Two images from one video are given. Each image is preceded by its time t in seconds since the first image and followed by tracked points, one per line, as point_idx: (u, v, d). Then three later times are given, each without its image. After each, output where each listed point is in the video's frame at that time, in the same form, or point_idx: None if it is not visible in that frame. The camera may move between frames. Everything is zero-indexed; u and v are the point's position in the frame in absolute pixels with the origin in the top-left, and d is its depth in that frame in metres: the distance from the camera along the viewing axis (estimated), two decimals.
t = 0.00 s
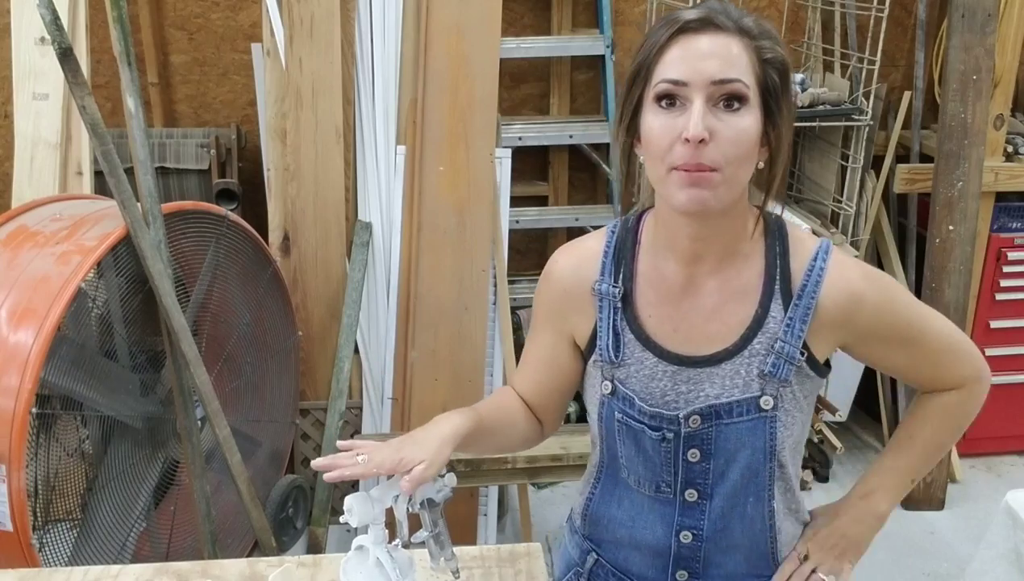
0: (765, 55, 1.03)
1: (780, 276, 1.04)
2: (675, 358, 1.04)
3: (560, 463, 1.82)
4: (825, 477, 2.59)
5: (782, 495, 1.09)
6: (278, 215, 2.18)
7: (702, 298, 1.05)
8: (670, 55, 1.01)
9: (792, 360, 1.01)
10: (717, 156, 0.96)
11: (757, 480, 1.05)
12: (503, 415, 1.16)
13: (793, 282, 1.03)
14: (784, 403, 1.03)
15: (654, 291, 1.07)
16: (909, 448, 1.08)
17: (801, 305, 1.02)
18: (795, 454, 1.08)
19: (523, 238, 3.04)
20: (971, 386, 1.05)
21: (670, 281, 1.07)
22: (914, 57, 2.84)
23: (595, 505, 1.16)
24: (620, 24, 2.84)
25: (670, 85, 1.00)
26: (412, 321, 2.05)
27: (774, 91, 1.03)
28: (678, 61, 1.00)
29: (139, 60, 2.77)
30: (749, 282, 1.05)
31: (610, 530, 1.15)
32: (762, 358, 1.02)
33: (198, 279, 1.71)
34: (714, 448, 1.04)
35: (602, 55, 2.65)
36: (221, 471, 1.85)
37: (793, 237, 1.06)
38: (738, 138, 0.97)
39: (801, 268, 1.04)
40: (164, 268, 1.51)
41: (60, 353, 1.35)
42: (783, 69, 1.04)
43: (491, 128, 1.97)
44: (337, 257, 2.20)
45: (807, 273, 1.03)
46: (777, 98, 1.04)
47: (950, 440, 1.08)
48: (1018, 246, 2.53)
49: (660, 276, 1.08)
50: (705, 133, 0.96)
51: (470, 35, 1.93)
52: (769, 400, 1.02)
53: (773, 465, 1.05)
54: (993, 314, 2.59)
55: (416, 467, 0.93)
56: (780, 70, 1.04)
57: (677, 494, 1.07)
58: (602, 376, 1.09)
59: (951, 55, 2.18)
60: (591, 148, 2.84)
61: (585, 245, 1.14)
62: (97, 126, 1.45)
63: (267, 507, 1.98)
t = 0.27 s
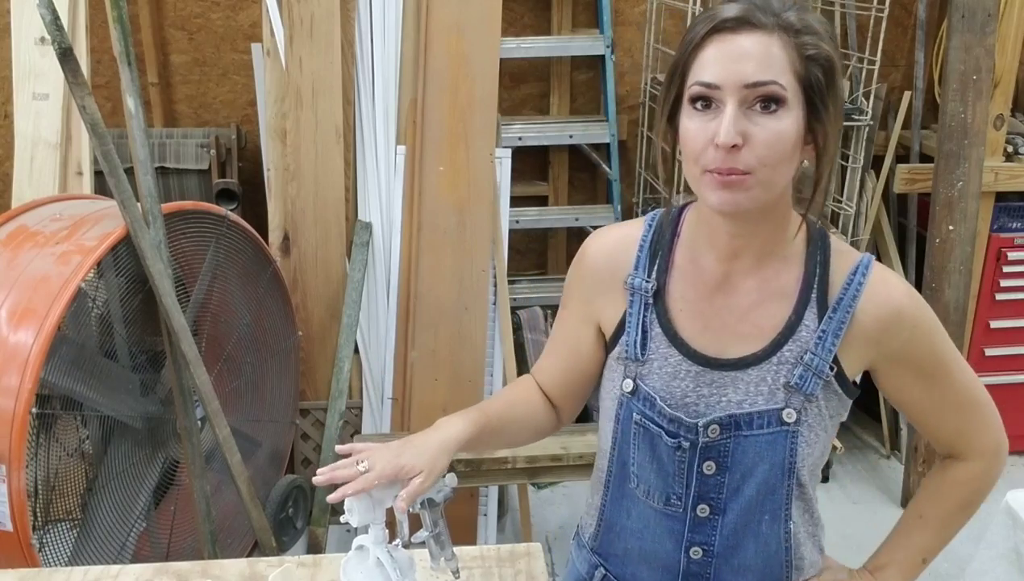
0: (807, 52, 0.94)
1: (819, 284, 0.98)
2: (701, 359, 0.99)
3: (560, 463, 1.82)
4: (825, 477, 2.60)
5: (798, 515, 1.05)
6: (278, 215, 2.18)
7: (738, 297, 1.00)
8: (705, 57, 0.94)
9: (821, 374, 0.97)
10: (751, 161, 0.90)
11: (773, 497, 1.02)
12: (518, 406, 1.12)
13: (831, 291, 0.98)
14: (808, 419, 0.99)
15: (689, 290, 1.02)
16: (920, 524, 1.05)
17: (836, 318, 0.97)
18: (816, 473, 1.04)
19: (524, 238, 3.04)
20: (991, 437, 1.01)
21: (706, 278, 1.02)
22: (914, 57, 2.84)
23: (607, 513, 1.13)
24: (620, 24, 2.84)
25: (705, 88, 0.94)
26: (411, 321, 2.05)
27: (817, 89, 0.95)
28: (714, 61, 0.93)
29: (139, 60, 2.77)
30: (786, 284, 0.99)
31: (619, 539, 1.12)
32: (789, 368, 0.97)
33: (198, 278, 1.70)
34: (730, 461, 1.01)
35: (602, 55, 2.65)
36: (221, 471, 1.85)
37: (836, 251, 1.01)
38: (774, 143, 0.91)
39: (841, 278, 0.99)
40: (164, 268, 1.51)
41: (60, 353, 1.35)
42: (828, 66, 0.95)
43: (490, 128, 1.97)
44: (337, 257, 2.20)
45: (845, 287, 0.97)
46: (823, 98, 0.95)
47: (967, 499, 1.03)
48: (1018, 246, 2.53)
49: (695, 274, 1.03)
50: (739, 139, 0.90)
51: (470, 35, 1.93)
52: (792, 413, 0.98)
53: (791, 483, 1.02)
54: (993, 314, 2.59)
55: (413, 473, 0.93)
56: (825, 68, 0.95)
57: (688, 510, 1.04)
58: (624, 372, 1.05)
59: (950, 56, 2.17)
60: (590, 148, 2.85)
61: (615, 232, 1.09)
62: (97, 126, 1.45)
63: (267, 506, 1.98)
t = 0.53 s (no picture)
0: (835, 58, 0.91)
1: (826, 293, 0.94)
2: (705, 364, 0.95)
3: (560, 463, 1.82)
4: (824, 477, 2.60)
5: (803, 528, 1.00)
6: (278, 215, 2.18)
7: (744, 302, 0.97)
8: (730, 46, 0.92)
9: (827, 385, 0.92)
10: (760, 153, 0.87)
11: (777, 510, 0.97)
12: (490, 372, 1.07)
13: (838, 301, 0.94)
14: (814, 430, 0.94)
15: (695, 294, 0.99)
16: (920, 539, 1.02)
17: (844, 327, 0.92)
18: (822, 486, 1.00)
19: (524, 238, 3.04)
20: (991, 445, 0.98)
21: (713, 282, 0.98)
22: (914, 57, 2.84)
23: (605, 524, 1.09)
24: (620, 24, 2.84)
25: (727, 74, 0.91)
26: (412, 321, 2.05)
27: (839, 98, 0.92)
28: (738, 50, 0.91)
29: (139, 61, 2.77)
30: (792, 291, 0.96)
31: (619, 552, 1.08)
32: (794, 379, 0.93)
33: (198, 279, 1.71)
34: (733, 472, 0.96)
35: (602, 56, 2.65)
36: (221, 471, 1.85)
37: (847, 260, 0.97)
38: (786, 139, 0.88)
39: (848, 288, 0.95)
40: (164, 268, 1.51)
41: (60, 352, 1.35)
42: (855, 76, 0.92)
43: (490, 127, 1.97)
44: (337, 257, 2.20)
45: (853, 296, 0.93)
46: (843, 108, 0.92)
47: (967, 507, 1.00)
48: (1018, 246, 2.53)
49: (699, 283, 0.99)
50: (753, 126, 0.87)
51: (470, 34, 1.93)
52: (797, 425, 0.93)
53: (796, 496, 0.97)
54: (993, 314, 2.59)
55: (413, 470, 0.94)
56: (851, 78, 0.92)
57: (691, 520, 0.99)
58: (626, 378, 1.01)
59: (950, 55, 2.17)
60: (590, 148, 2.85)
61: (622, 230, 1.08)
62: (97, 126, 1.45)
63: (267, 506, 1.98)
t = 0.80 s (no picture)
0: (849, 96, 0.91)
1: (803, 306, 0.94)
2: (684, 382, 0.95)
3: (560, 463, 1.82)
4: (825, 477, 2.60)
5: (790, 536, 1.01)
6: (278, 215, 2.17)
7: (718, 321, 0.96)
8: (752, 59, 0.92)
9: (806, 397, 0.93)
10: (755, 168, 0.86)
11: (763, 521, 0.97)
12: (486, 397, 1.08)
13: (815, 314, 0.94)
14: (795, 440, 0.95)
15: (671, 311, 0.98)
16: (911, 541, 1.02)
17: (821, 340, 0.92)
18: (804, 492, 1.00)
19: (524, 238, 3.04)
20: (977, 446, 0.99)
21: (688, 300, 0.97)
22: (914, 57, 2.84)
23: (593, 540, 1.08)
24: (620, 24, 2.84)
25: (742, 85, 0.90)
26: (412, 321, 2.05)
27: (844, 138, 0.91)
28: (759, 65, 0.90)
29: (139, 60, 2.77)
30: (771, 307, 0.95)
31: (609, 567, 1.07)
32: (773, 392, 0.93)
33: (198, 278, 1.70)
34: (717, 484, 0.96)
35: (602, 56, 2.65)
36: (221, 471, 1.85)
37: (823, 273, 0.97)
38: (783, 162, 0.87)
39: (825, 302, 0.94)
40: (164, 268, 1.51)
41: (60, 352, 1.35)
42: (865, 119, 0.92)
43: (490, 127, 1.97)
44: (337, 258, 2.20)
45: (830, 309, 0.93)
46: (846, 149, 0.91)
47: (957, 509, 1.00)
48: (1018, 246, 2.53)
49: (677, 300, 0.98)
50: (757, 139, 0.86)
51: (470, 34, 1.93)
52: (778, 436, 0.94)
53: (782, 506, 0.97)
54: (993, 314, 2.59)
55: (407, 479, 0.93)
56: (861, 121, 0.91)
57: (678, 532, 0.99)
58: (606, 396, 1.00)
59: (950, 55, 2.17)
60: (590, 148, 2.85)
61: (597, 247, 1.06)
62: (97, 126, 1.45)
63: (267, 506, 1.98)
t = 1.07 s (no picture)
0: (833, 99, 0.90)
1: (796, 304, 0.93)
2: (677, 379, 0.94)
3: (560, 463, 1.81)
4: (824, 477, 2.60)
5: (783, 533, 1.00)
6: (278, 215, 2.17)
7: (712, 318, 0.95)
8: (730, 70, 0.90)
9: (800, 395, 0.92)
10: (744, 187, 0.86)
11: (756, 519, 0.97)
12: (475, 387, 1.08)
13: (808, 312, 0.93)
14: (788, 437, 0.94)
15: (663, 309, 0.97)
16: (903, 542, 1.00)
17: (814, 337, 0.92)
18: (796, 489, 0.99)
19: (524, 238, 3.04)
20: (972, 449, 0.97)
21: (681, 298, 0.96)
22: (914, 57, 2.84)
23: (585, 539, 1.07)
24: (620, 24, 2.84)
25: (722, 99, 0.89)
26: (412, 321, 2.05)
27: (830, 140, 0.91)
28: (738, 76, 0.89)
29: (139, 60, 2.77)
30: (765, 304, 0.94)
31: (602, 565, 1.06)
32: (766, 390, 0.93)
33: (198, 278, 1.70)
34: (710, 481, 0.96)
35: (602, 56, 2.65)
36: (221, 471, 1.85)
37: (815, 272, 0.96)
38: (772, 177, 0.86)
39: (818, 299, 0.94)
40: (164, 268, 1.51)
41: (60, 352, 1.35)
42: (850, 119, 0.91)
43: (490, 127, 1.97)
44: (337, 258, 2.20)
45: (823, 306, 0.93)
46: (833, 150, 0.91)
47: (950, 512, 0.98)
48: (1018, 246, 2.53)
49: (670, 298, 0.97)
50: (743, 158, 0.85)
51: (470, 34, 1.93)
52: (772, 433, 0.93)
53: (775, 505, 0.96)
54: (993, 314, 2.59)
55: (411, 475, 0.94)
56: (845, 122, 0.91)
57: (671, 530, 0.98)
58: (598, 394, 0.99)
59: (950, 55, 2.17)
60: (590, 148, 2.84)
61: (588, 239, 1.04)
62: (97, 126, 1.45)
63: (267, 506, 1.98)
